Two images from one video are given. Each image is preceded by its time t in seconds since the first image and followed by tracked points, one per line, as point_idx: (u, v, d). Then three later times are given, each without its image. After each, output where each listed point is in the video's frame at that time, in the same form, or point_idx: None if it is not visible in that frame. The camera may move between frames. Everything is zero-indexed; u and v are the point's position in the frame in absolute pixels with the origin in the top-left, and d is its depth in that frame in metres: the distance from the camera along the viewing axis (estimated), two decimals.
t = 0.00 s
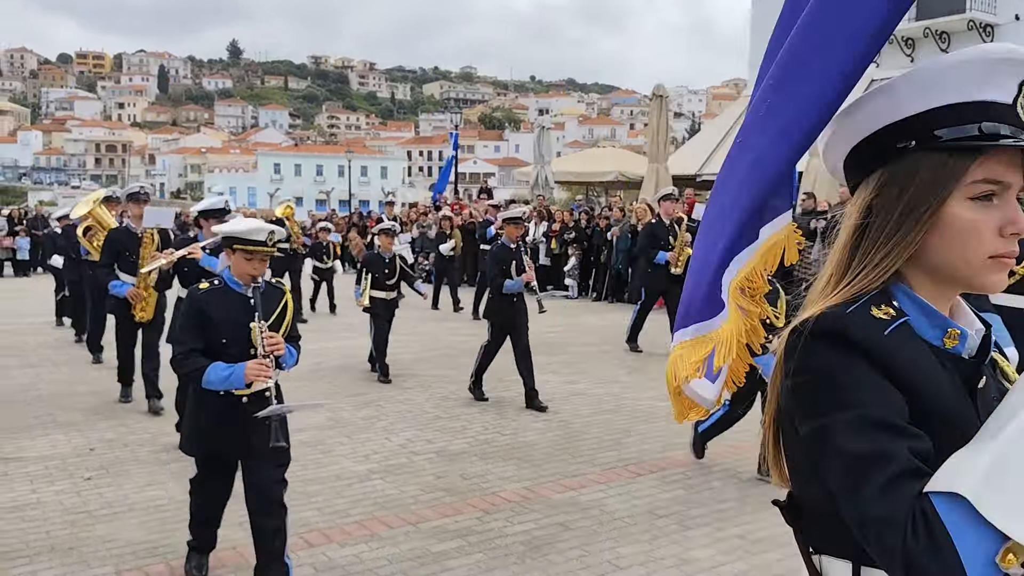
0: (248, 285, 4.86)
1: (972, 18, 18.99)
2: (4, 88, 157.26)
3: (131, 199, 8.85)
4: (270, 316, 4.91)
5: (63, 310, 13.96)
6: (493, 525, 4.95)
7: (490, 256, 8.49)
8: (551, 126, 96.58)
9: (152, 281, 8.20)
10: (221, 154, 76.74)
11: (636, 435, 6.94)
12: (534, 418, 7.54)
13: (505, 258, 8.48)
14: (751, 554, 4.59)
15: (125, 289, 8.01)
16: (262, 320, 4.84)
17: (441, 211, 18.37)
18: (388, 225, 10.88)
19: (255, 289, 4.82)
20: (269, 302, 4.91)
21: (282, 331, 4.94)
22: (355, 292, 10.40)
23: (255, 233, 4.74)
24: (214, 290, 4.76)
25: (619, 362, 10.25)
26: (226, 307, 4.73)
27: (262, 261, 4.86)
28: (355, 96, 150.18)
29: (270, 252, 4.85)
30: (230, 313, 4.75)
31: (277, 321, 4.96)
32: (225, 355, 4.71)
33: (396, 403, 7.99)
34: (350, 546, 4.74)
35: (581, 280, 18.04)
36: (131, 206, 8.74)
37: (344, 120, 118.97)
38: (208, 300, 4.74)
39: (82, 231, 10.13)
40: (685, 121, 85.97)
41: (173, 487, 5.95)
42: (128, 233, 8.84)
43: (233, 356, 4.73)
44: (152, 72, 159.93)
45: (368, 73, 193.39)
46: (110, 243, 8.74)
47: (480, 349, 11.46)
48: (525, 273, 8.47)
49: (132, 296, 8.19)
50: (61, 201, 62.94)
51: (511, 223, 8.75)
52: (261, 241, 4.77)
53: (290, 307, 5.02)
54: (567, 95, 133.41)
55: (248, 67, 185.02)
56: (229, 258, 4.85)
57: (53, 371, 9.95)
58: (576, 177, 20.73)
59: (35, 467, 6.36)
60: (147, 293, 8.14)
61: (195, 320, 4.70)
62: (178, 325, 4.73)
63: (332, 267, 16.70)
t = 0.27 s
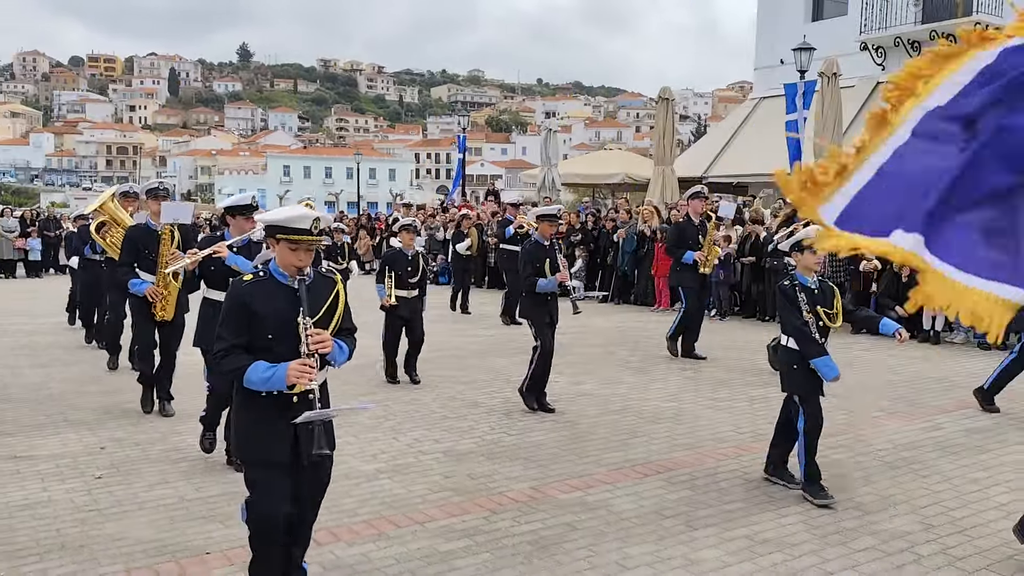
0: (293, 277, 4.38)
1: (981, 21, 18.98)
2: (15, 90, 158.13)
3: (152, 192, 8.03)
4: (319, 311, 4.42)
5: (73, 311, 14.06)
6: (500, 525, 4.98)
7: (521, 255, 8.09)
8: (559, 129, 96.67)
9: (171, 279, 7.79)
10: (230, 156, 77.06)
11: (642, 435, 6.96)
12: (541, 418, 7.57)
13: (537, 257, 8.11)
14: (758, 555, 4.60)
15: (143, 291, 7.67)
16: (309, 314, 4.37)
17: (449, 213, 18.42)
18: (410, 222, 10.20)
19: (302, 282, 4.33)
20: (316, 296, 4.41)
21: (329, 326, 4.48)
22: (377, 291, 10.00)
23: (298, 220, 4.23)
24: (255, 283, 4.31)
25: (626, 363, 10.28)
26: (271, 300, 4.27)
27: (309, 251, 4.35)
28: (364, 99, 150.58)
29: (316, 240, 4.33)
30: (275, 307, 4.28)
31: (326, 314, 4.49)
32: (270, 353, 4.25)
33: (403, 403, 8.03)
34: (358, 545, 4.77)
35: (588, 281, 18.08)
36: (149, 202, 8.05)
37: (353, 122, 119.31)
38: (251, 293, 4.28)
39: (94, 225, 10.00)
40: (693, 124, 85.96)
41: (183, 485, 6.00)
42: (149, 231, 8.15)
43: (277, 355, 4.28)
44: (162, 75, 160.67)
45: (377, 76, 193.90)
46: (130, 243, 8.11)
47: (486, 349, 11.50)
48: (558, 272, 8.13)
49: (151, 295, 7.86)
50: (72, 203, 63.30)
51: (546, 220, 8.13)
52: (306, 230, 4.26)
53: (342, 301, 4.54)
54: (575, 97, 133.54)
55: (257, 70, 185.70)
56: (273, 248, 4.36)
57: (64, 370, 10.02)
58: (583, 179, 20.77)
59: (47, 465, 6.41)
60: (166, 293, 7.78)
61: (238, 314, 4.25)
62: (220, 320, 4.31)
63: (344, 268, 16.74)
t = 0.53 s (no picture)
0: (328, 304, 4.06)
1: (991, 21, 18.91)
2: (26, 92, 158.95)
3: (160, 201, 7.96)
4: (358, 340, 4.10)
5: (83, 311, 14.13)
6: (508, 527, 4.97)
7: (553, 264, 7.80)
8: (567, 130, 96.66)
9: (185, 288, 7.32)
10: (239, 158, 77.32)
11: (651, 438, 6.95)
12: (549, 420, 7.56)
13: (570, 265, 7.82)
14: (767, 558, 4.58)
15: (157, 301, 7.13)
16: (347, 345, 4.05)
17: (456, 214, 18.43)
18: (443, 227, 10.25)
19: (335, 309, 4.01)
20: (352, 325, 4.08)
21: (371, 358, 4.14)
22: (406, 301, 9.97)
23: (327, 243, 3.90)
24: (288, 314, 4.01)
25: (634, 365, 10.27)
26: (305, 333, 3.98)
27: (341, 276, 4.02)
28: (372, 100, 150.84)
29: (349, 264, 3.99)
30: (310, 339, 3.99)
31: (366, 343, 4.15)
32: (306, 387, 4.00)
33: (411, 405, 8.03)
34: (366, 547, 4.76)
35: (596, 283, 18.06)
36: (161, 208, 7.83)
37: (361, 124, 119.53)
38: (284, 327, 3.99)
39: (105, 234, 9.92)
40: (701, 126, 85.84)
41: (192, 486, 6.02)
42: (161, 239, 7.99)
43: (314, 390, 4.01)
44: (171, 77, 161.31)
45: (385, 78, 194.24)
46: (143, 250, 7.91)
47: (494, 351, 11.50)
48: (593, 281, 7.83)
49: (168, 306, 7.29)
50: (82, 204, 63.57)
51: (578, 226, 7.79)
52: (334, 253, 3.91)
53: (383, 326, 4.20)
54: (583, 99, 133.49)
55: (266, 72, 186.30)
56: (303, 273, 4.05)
57: (73, 371, 10.06)
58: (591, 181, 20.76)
59: (57, 466, 6.43)
60: (181, 303, 7.28)
61: (272, 350, 3.97)
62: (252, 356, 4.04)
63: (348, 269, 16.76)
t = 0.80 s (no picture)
0: (374, 293, 3.68)
1: (1002, 21, 18.83)
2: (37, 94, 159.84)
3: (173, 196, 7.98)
4: (405, 334, 3.73)
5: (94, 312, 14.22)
6: (517, 528, 4.98)
7: (588, 263, 7.56)
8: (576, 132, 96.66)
9: (201, 288, 7.33)
10: (248, 159, 77.59)
11: (659, 439, 6.95)
12: (557, 421, 7.58)
13: (605, 262, 7.53)
14: (776, 560, 4.58)
15: (174, 301, 7.11)
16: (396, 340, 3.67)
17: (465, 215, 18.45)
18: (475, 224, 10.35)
19: (383, 299, 3.62)
20: (402, 317, 3.72)
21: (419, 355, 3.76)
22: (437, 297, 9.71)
23: (378, 224, 3.52)
24: (330, 304, 3.64)
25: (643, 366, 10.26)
26: (351, 325, 3.60)
27: (391, 262, 3.65)
28: (381, 102, 151.12)
29: (399, 247, 3.61)
30: (355, 332, 3.61)
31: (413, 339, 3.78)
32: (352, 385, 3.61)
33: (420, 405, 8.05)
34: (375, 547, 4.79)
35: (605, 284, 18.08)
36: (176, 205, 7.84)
37: (370, 125, 119.74)
38: (327, 318, 3.61)
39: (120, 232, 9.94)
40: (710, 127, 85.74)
41: (202, 486, 6.05)
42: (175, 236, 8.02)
43: (360, 389, 3.62)
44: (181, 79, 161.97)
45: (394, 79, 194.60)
46: (156, 249, 7.95)
47: (503, 352, 11.51)
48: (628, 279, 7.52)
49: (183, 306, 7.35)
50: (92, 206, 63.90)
51: (613, 221, 7.48)
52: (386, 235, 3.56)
53: (431, 321, 3.82)
54: (592, 100, 133.46)
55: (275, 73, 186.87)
56: (347, 258, 3.68)
57: (84, 371, 10.12)
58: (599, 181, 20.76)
59: (69, 465, 6.48)
60: (197, 302, 7.30)
61: (313, 343, 3.59)
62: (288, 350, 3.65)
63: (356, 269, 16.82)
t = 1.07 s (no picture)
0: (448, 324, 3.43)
1: (1012, 20, 18.76)
2: (45, 94, 160.44)
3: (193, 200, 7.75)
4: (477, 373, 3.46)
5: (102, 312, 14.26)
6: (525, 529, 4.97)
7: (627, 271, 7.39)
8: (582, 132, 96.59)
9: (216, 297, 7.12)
10: (255, 159, 77.77)
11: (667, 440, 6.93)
12: (565, 422, 7.56)
13: (646, 270, 7.34)
14: (785, 561, 4.56)
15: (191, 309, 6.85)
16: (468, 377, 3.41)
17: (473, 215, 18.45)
18: (495, 229, 10.40)
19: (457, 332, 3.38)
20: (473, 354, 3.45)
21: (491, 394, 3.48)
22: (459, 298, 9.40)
23: (462, 250, 3.30)
24: (397, 334, 3.38)
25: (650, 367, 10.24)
26: (417, 361, 3.34)
27: (468, 290, 3.40)
28: (388, 102, 151.24)
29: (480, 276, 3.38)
30: (422, 368, 3.35)
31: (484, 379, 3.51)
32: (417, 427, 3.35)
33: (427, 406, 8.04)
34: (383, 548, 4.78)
35: (613, 284, 18.08)
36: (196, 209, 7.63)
37: (377, 125, 119.85)
38: (392, 353, 3.35)
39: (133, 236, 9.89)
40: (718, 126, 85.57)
41: (210, 486, 6.05)
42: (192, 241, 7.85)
43: (424, 431, 3.36)
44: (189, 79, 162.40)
45: (400, 79, 194.79)
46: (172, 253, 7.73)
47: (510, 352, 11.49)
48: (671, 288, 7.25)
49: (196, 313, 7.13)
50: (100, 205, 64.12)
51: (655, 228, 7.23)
52: (468, 262, 3.32)
53: (503, 360, 3.54)
54: (599, 100, 133.31)
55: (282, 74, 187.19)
56: (420, 286, 3.43)
57: (92, 371, 10.13)
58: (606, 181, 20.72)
59: (77, 465, 6.48)
60: (213, 312, 7.03)
61: (376, 380, 3.33)
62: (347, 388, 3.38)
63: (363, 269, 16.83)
